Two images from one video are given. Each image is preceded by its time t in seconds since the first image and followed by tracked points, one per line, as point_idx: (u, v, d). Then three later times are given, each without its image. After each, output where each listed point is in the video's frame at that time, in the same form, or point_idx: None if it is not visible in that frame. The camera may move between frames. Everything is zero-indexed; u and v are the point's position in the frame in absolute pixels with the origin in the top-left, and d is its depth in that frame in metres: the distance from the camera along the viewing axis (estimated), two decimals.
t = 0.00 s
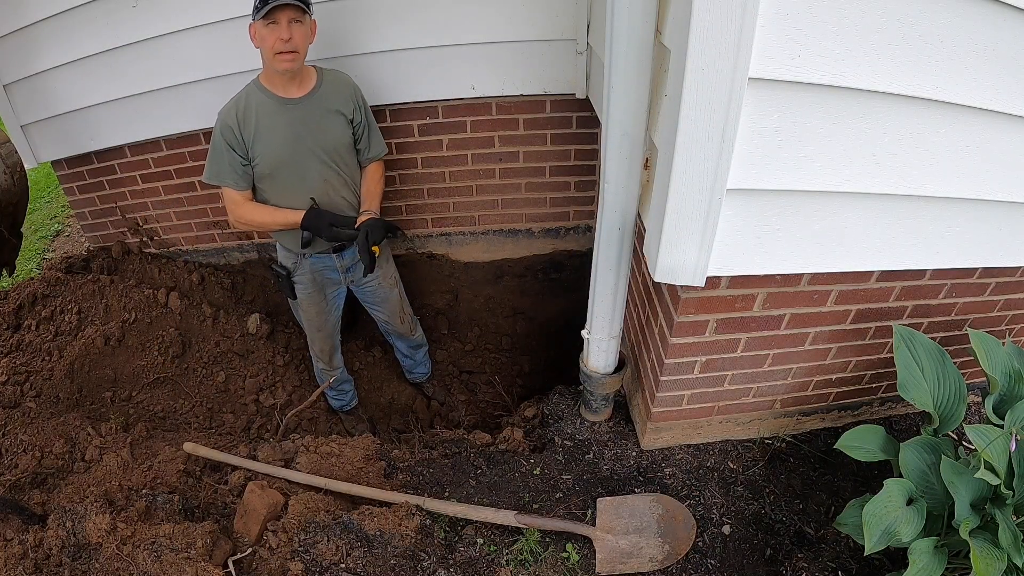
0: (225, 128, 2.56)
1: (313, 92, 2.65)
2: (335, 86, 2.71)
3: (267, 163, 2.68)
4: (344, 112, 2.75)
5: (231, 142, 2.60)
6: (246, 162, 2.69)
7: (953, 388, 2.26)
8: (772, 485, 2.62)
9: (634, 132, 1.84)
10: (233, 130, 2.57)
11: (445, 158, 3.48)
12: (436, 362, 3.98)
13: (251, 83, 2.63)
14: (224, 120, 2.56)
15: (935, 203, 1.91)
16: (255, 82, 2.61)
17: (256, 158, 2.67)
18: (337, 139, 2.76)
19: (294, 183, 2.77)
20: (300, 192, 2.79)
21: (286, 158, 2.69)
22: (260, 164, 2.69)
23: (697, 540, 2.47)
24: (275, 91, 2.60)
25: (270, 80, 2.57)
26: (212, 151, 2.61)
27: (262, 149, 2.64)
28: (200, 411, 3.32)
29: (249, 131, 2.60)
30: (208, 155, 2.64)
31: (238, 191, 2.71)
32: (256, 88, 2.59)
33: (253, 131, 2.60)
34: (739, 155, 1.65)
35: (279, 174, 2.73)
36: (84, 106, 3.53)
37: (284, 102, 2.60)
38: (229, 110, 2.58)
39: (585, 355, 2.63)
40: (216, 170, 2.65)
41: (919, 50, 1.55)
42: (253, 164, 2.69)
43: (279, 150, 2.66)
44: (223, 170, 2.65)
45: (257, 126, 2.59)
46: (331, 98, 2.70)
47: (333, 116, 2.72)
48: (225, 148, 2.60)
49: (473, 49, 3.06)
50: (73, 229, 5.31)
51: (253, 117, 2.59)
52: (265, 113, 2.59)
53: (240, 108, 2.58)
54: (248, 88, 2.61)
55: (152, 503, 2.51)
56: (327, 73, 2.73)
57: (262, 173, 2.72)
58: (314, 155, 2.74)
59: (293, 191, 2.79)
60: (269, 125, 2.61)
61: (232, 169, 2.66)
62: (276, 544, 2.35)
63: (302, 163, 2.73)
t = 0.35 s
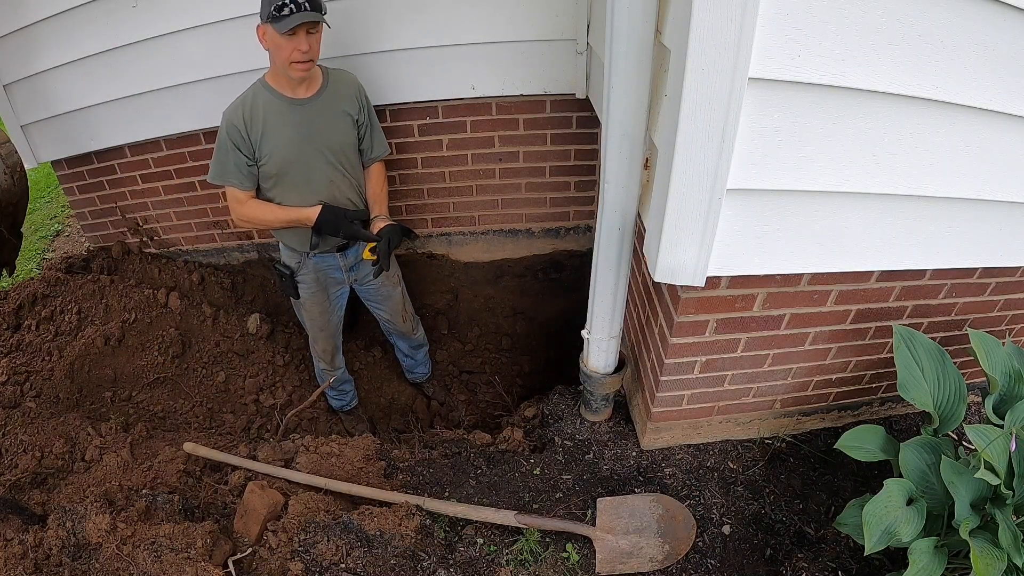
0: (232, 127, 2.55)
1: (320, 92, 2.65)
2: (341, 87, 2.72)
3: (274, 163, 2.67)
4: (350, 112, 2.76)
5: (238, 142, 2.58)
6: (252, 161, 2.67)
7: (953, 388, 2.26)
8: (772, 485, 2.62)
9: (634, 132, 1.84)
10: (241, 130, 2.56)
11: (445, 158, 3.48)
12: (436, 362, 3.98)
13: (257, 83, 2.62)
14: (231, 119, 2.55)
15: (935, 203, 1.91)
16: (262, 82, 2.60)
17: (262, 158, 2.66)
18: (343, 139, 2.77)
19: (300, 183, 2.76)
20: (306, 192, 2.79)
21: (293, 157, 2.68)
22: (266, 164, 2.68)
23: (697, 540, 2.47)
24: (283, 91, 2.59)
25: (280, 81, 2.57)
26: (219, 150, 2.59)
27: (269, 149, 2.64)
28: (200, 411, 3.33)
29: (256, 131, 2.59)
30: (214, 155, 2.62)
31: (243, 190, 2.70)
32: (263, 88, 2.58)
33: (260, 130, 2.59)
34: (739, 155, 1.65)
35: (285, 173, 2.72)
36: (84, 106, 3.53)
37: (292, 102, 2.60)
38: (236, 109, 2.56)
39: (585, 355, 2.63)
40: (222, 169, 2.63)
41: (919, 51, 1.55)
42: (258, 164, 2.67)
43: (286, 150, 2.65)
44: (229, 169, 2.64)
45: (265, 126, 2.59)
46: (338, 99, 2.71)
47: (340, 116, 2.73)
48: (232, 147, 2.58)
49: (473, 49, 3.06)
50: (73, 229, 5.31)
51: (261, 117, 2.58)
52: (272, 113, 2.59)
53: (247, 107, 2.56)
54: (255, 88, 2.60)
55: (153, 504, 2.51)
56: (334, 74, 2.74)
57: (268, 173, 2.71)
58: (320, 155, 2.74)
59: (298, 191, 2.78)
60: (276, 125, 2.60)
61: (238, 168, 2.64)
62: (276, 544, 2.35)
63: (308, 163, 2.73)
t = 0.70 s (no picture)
0: (255, 133, 2.50)
1: (340, 98, 2.65)
2: (357, 92, 2.73)
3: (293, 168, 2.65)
4: (366, 117, 2.78)
5: (260, 148, 2.54)
6: (272, 167, 2.63)
7: (953, 388, 2.26)
8: (772, 485, 2.62)
9: (634, 132, 1.84)
10: (264, 136, 2.52)
11: (445, 158, 3.48)
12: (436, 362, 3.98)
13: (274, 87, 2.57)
14: (253, 125, 2.49)
15: (935, 203, 1.91)
16: (280, 86, 2.55)
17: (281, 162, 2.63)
18: (359, 144, 2.80)
19: (318, 187, 2.76)
20: (324, 195, 2.79)
21: (313, 162, 2.67)
22: (285, 168, 2.65)
23: (697, 540, 2.47)
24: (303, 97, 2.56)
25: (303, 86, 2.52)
26: (239, 156, 2.52)
27: (290, 154, 2.61)
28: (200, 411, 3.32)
29: (279, 137, 2.56)
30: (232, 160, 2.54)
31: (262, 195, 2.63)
32: (282, 93, 2.54)
33: (282, 136, 2.56)
34: (739, 155, 1.65)
35: (304, 178, 2.71)
36: (84, 106, 3.53)
37: (313, 109, 2.58)
38: (256, 114, 2.51)
39: (585, 355, 2.63)
40: (241, 175, 2.56)
41: (919, 52, 1.55)
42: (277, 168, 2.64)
43: (307, 156, 2.64)
44: (249, 176, 2.57)
45: (287, 132, 2.56)
46: (355, 104, 2.72)
47: (358, 121, 2.75)
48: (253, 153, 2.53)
49: (473, 49, 3.06)
50: (73, 229, 5.31)
51: (283, 123, 2.54)
52: (294, 119, 2.56)
53: (269, 113, 2.52)
54: (274, 92, 2.55)
55: (152, 503, 2.51)
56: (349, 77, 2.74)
57: (285, 177, 2.69)
58: (338, 160, 2.75)
59: (315, 195, 2.78)
60: (298, 131, 2.58)
61: (259, 174, 2.60)
62: (276, 544, 2.35)
63: (327, 168, 2.73)
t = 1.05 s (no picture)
0: (312, 123, 2.47)
1: (385, 89, 2.66)
2: (400, 83, 2.75)
3: (343, 160, 2.64)
4: (406, 108, 2.81)
5: (317, 139, 2.51)
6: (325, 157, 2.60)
7: (954, 388, 2.26)
8: (772, 485, 2.62)
9: (634, 133, 1.84)
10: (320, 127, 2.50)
11: (445, 158, 3.48)
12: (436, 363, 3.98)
13: (322, 77, 2.53)
14: (308, 116, 2.46)
15: (935, 203, 1.91)
16: (329, 77, 2.52)
17: (332, 154, 2.60)
18: (399, 135, 2.82)
19: (362, 178, 2.76)
20: (369, 186, 2.80)
21: (360, 154, 2.68)
22: (335, 160, 2.63)
23: (697, 540, 2.47)
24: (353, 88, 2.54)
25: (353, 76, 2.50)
26: (295, 149, 2.47)
27: (341, 146, 2.60)
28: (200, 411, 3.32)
29: (334, 128, 2.54)
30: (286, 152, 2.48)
31: (318, 190, 2.58)
32: (332, 84, 2.52)
33: (334, 128, 2.54)
34: (739, 155, 1.65)
35: (352, 170, 2.70)
36: (84, 106, 3.53)
37: (363, 101, 2.58)
38: (309, 106, 2.47)
39: (585, 355, 2.63)
40: (296, 168, 2.51)
41: (919, 53, 1.55)
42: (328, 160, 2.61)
43: (358, 147, 2.64)
44: (305, 169, 2.52)
45: (339, 124, 2.55)
46: (398, 96, 2.74)
47: (400, 112, 2.78)
48: (309, 145, 2.49)
49: (473, 49, 3.06)
50: (73, 229, 5.31)
51: (335, 115, 2.53)
52: (346, 111, 2.55)
53: (322, 104, 2.49)
54: (323, 83, 2.52)
55: (153, 503, 2.51)
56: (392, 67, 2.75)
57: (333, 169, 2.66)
58: (382, 152, 2.76)
59: (359, 186, 2.78)
60: (349, 123, 2.57)
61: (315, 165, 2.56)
62: (276, 544, 2.35)
63: (373, 158, 2.75)
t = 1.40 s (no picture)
0: (327, 124, 2.46)
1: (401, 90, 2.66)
2: (414, 85, 2.74)
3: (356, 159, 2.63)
4: (419, 110, 2.80)
5: (332, 139, 2.50)
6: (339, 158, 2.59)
7: (954, 388, 2.26)
8: (772, 485, 2.62)
9: (634, 132, 1.84)
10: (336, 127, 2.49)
11: (445, 158, 3.48)
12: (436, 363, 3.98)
13: (339, 76, 2.53)
14: (323, 114, 2.45)
15: (934, 204, 1.91)
16: (346, 77, 2.51)
17: (345, 153, 2.59)
18: (412, 136, 2.82)
19: (374, 178, 2.75)
20: (382, 187, 2.80)
21: (373, 154, 2.66)
22: (348, 159, 2.62)
23: (697, 540, 2.47)
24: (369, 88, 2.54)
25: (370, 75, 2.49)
26: (308, 146, 2.45)
27: (354, 146, 2.59)
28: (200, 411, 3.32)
29: (349, 129, 2.53)
30: (298, 149, 2.46)
31: (329, 188, 2.56)
32: (348, 83, 2.51)
33: (349, 127, 2.53)
34: (739, 155, 1.65)
35: (364, 169, 2.68)
36: (84, 106, 3.53)
37: (379, 101, 2.57)
38: (325, 104, 2.46)
39: (585, 355, 2.63)
40: (307, 165, 2.49)
41: (919, 53, 1.55)
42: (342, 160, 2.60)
43: (372, 148, 2.64)
44: (316, 166, 2.50)
45: (354, 123, 2.54)
46: (413, 97, 2.74)
47: (414, 114, 2.77)
48: (322, 143, 2.47)
49: (473, 49, 3.06)
50: (73, 228, 5.31)
51: (350, 114, 2.52)
52: (361, 110, 2.54)
53: (337, 103, 2.48)
54: (339, 82, 2.51)
55: (152, 503, 2.51)
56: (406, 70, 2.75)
57: (345, 168, 2.65)
58: (395, 153, 2.76)
59: (370, 186, 2.77)
60: (364, 122, 2.56)
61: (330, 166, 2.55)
62: (276, 544, 2.35)
63: (387, 160, 2.74)
